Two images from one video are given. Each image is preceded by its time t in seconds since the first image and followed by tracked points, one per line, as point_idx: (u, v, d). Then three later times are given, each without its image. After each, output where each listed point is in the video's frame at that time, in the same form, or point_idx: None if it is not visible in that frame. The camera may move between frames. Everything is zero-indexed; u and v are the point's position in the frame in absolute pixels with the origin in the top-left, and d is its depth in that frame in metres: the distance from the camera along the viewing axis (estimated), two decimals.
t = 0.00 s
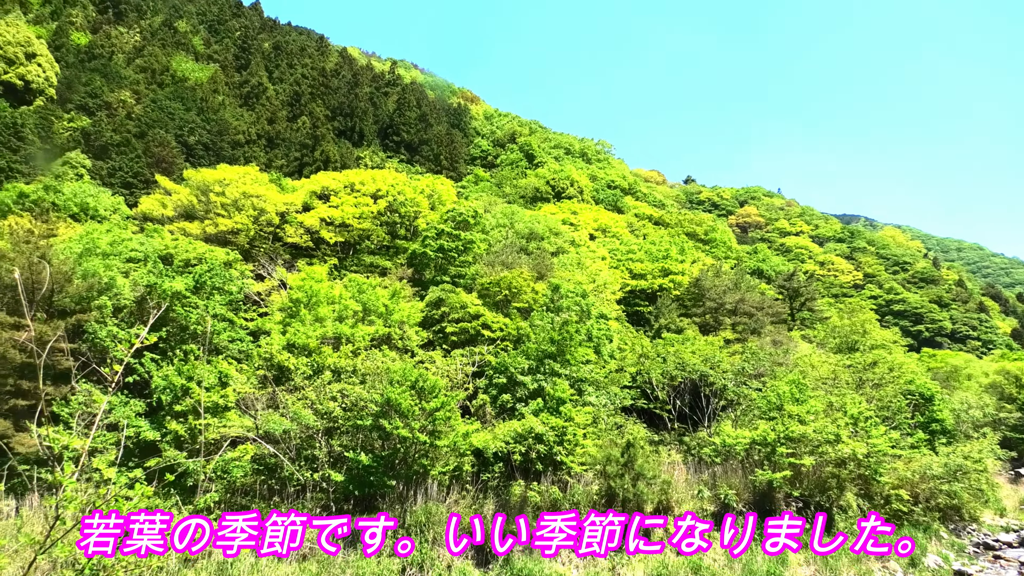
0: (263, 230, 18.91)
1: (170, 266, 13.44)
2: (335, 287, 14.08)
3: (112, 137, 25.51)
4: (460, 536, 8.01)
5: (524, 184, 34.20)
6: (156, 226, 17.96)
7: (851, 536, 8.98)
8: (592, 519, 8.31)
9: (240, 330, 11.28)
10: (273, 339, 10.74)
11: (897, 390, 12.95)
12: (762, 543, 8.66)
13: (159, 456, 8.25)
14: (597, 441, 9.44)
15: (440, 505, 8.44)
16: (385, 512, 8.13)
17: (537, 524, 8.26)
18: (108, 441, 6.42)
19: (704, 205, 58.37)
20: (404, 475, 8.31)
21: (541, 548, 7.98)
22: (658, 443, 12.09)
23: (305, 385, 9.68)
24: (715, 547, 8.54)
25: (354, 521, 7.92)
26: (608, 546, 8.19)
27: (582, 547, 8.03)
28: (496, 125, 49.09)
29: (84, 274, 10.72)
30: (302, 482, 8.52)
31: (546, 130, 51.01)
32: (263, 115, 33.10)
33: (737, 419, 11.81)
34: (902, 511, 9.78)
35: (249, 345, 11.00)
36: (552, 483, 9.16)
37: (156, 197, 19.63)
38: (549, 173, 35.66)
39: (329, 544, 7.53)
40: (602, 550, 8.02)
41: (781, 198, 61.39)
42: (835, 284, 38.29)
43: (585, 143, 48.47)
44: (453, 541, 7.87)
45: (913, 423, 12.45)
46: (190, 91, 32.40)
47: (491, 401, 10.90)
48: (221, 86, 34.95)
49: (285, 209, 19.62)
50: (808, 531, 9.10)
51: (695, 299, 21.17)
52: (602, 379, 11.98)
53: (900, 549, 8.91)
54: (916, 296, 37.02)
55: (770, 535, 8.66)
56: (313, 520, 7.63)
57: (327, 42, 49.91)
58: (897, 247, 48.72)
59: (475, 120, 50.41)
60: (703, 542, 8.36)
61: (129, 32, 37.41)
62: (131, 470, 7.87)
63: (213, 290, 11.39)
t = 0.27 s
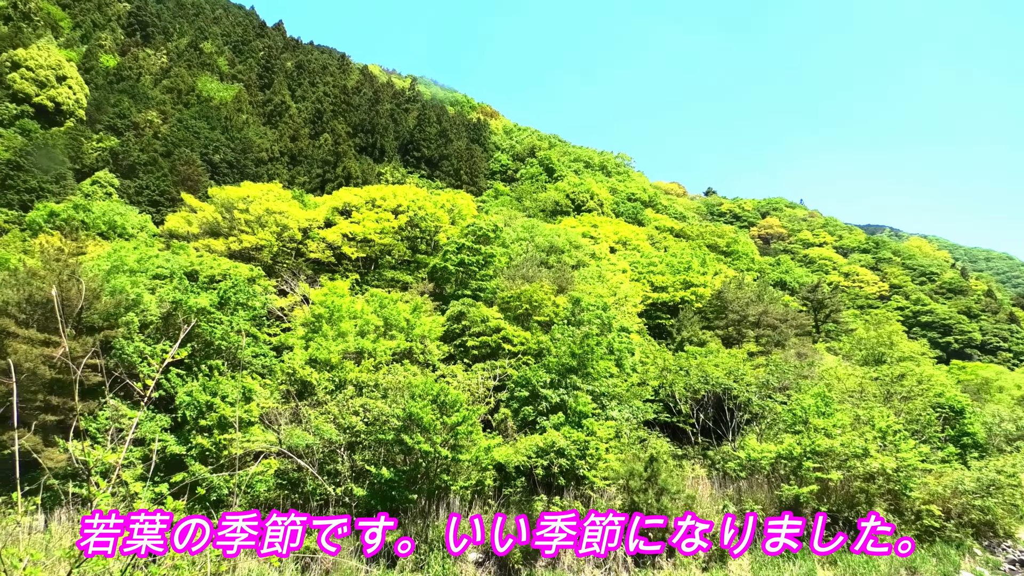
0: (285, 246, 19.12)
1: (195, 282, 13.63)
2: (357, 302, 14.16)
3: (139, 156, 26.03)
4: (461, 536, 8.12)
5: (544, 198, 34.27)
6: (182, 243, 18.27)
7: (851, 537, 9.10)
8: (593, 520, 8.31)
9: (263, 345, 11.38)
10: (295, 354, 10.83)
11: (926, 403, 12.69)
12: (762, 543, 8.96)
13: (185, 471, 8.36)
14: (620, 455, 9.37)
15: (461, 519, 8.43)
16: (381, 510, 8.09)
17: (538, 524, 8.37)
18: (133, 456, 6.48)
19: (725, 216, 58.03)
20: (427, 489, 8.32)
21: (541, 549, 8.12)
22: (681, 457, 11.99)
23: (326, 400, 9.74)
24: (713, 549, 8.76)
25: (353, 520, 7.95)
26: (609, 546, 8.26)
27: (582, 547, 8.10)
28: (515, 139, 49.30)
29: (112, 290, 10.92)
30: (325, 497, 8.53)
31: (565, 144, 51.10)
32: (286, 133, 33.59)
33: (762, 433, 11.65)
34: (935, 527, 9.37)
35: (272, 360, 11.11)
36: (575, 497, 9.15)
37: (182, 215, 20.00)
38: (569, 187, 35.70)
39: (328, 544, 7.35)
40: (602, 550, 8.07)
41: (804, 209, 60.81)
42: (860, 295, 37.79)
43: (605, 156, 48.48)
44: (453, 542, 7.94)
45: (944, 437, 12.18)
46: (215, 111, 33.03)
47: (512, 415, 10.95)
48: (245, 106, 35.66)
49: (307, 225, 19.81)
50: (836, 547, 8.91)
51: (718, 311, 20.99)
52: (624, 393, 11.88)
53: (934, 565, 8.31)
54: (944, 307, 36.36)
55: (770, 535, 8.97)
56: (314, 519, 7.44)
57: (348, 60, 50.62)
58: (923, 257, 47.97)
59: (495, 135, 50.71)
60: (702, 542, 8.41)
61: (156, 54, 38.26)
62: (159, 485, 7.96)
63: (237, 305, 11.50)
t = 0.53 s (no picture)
0: (307, 258, 19.31)
1: (219, 295, 13.82)
2: (377, 313, 14.23)
3: (164, 171, 26.49)
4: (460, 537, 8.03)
5: (563, 208, 34.30)
6: (205, 257, 18.54)
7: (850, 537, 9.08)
8: (593, 520, 8.30)
9: (285, 357, 11.48)
10: (316, 365, 10.92)
11: (955, 412, 12.43)
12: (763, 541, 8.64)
13: (209, 481, 8.46)
14: (642, 466, 9.30)
15: (483, 531, 8.40)
16: (385, 512, 8.07)
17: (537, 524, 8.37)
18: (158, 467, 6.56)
19: (745, 225, 57.59)
20: (448, 500, 8.33)
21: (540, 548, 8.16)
22: (704, 467, 11.87)
23: (348, 411, 9.81)
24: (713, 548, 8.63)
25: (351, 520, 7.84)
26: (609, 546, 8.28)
27: (582, 547, 8.16)
28: (534, 150, 49.40)
29: (137, 304, 11.11)
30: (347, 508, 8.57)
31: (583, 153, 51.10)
32: (306, 147, 33.97)
33: (786, 443, 11.50)
34: (965, 540, 9.03)
35: (294, 372, 11.19)
36: (596, 509, 9.11)
37: (205, 229, 20.32)
38: (588, 196, 35.68)
39: (330, 544, 7.04)
40: (603, 550, 8.14)
41: (827, 216, 60.15)
42: (885, 303, 37.22)
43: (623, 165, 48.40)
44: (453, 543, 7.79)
45: (974, 447, 11.90)
46: (237, 126, 33.55)
47: (533, 425, 11.00)
48: (266, 121, 36.24)
49: (328, 238, 20.01)
50: (864, 558, 8.73)
51: (740, 320, 20.77)
52: (646, 403, 11.80)
53: None
54: (972, 314, 35.67)
55: (770, 535, 8.60)
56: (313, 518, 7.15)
57: (367, 74, 51.18)
58: (950, 264, 47.16)
59: (513, 146, 50.87)
60: (703, 542, 8.40)
61: (180, 71, 38.99)
62: (181, 495, 8.07)
63: (260, 318, 11.64)
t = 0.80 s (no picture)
0: (331, 270, 19.49)
1: (245, 308, 13.98)
2: (401, 324, 14.29)
3: (191, 186, 26.98)
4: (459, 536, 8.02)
5: (585, 218, 34.30)
6: (232, 270, 18.81)
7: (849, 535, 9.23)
8: (593, 520, 8.38)
9: (310, 368, 11.57)
10: (341, 377, 11.00)
11: (989, 421, 12.13)
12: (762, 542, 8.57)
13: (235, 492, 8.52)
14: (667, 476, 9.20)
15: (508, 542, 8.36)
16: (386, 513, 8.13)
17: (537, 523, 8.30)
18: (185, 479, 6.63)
19: (770, 232, 56.98)
20: (472, 512, 8.27)
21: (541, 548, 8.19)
22: (731, 478, 11.71)
23: (372, 422, 9.87)
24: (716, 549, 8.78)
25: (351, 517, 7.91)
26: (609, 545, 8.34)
27: (582, 547, 8.23)
28: (555, 160, 49.45)
29: (165, 317, 11.31)
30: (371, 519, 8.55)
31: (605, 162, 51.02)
32: (330, 160, 34.36)
33: (815, 453, 11.31)
34: (1003, 552, 8.72)
35: (318, 383, 11.27)
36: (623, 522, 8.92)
37: (231, 243, 20.63)
38: (610, 205, 35.62)
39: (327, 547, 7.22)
40: (603, 550, 8.21)
41: (853, 222, 59.35)
42: (914, 309, 36.56)
43: (645, 173, 48.23)
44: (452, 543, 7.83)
45: (1010, 457, 11.60)
46: (262, 141, 34.06)
47: (557, 436, 10.97)
48: (290, 135, 36.78)
49: (351, 250, 20.18)
50: (894, 570, 8.61)
51: (765, 328, 20.50)
52: (671, 413, 11.67)
53: None
54: (1006, 320, 34.88)
55: (770, 535, 8.44)
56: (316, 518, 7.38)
57: (389, 87, 51.67)
58: (981, 269, 46.23)
59: (535, 156, 50.98)
60: (703, 543, 8.62)
61: (206, 87, 39.73)
62: (207, 506, 8.16)
63: (285, 330, 11.77)
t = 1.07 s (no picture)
0: (355, 280, 19.66)
1: (271, 318, 14.15)
2: (424, 332, 14.34)
3: (218, 199, 27.38)
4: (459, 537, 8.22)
5: (608, 224, 34.21)
6: (258, 280, 19.06)
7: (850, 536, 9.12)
8: (593, 521, 8.50)
9: (335, 377, 11.65)
10: (366, 386, 11.07)
11: None
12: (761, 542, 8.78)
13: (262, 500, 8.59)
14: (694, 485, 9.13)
15: (534, 551, 8.31)
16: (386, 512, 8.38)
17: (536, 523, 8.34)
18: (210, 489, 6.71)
19: (796, 236, 56.33)
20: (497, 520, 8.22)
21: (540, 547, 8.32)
22: (759, 486, 11.55)
23: (397, 430, 9.92)
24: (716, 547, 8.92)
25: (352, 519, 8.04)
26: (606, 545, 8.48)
27: (582, 547, 8.43)
28: (577, 167, 49.38)
29: (194, 328, 11.46)
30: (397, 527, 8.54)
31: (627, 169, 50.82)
32: (353, 171, 34.69)
33: (845, 461, 11.12)
34: None
35: (344, 392, 11.34)
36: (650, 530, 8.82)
37: (258, 254, 20.91)
38: (633, 211, 35.48)
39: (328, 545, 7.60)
40: (602, 550, 8.45)
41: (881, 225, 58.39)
42: (946, 312, 35.78)
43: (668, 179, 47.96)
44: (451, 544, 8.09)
45: None
46: (287, 153, 34.54)
47: (581, 444, 10.94)
48: (314, 146, 37.25)
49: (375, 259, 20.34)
50: None
51: (792, 333, 20.21)
52: (697, 420, 11.53)
53: None
54: None
55: (771, 536, 8.82)
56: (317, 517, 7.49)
57: (412, 98, 52.10)
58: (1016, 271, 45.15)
59: (557, 164, 50.98)
60: (701, 543, 8.67)
61: (233, 101, 40.41)
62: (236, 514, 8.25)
63: (311, 339, 11.88)
